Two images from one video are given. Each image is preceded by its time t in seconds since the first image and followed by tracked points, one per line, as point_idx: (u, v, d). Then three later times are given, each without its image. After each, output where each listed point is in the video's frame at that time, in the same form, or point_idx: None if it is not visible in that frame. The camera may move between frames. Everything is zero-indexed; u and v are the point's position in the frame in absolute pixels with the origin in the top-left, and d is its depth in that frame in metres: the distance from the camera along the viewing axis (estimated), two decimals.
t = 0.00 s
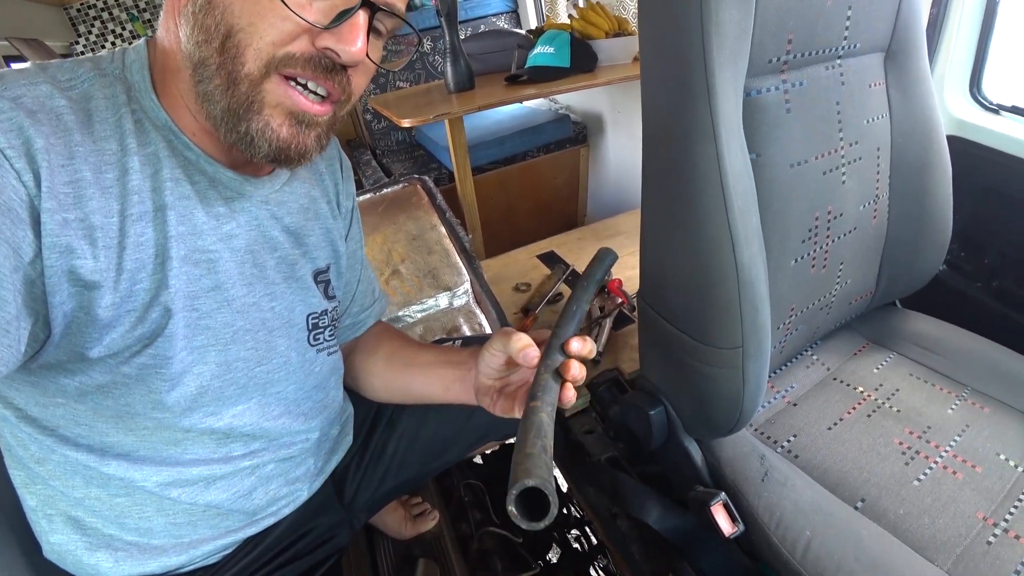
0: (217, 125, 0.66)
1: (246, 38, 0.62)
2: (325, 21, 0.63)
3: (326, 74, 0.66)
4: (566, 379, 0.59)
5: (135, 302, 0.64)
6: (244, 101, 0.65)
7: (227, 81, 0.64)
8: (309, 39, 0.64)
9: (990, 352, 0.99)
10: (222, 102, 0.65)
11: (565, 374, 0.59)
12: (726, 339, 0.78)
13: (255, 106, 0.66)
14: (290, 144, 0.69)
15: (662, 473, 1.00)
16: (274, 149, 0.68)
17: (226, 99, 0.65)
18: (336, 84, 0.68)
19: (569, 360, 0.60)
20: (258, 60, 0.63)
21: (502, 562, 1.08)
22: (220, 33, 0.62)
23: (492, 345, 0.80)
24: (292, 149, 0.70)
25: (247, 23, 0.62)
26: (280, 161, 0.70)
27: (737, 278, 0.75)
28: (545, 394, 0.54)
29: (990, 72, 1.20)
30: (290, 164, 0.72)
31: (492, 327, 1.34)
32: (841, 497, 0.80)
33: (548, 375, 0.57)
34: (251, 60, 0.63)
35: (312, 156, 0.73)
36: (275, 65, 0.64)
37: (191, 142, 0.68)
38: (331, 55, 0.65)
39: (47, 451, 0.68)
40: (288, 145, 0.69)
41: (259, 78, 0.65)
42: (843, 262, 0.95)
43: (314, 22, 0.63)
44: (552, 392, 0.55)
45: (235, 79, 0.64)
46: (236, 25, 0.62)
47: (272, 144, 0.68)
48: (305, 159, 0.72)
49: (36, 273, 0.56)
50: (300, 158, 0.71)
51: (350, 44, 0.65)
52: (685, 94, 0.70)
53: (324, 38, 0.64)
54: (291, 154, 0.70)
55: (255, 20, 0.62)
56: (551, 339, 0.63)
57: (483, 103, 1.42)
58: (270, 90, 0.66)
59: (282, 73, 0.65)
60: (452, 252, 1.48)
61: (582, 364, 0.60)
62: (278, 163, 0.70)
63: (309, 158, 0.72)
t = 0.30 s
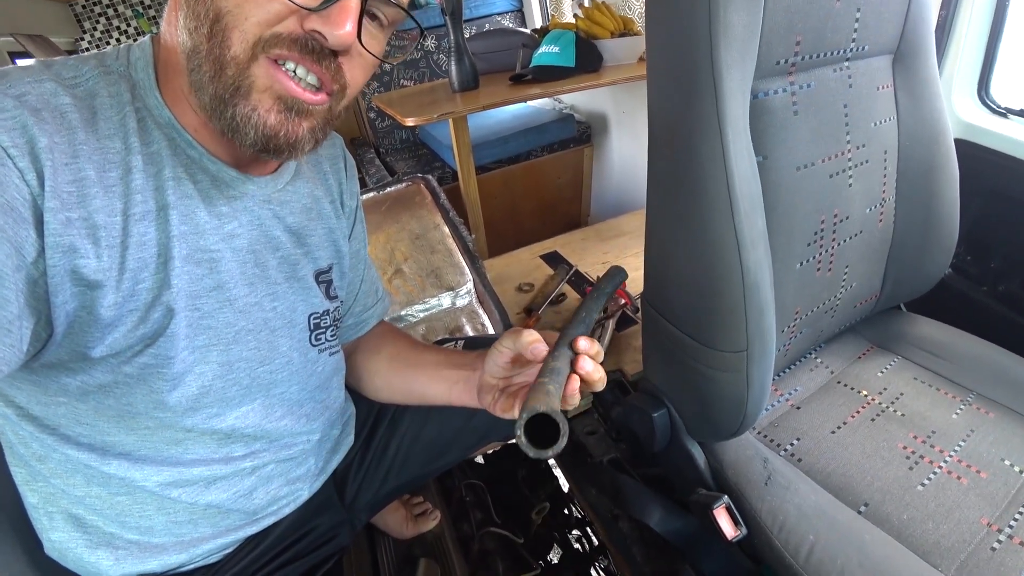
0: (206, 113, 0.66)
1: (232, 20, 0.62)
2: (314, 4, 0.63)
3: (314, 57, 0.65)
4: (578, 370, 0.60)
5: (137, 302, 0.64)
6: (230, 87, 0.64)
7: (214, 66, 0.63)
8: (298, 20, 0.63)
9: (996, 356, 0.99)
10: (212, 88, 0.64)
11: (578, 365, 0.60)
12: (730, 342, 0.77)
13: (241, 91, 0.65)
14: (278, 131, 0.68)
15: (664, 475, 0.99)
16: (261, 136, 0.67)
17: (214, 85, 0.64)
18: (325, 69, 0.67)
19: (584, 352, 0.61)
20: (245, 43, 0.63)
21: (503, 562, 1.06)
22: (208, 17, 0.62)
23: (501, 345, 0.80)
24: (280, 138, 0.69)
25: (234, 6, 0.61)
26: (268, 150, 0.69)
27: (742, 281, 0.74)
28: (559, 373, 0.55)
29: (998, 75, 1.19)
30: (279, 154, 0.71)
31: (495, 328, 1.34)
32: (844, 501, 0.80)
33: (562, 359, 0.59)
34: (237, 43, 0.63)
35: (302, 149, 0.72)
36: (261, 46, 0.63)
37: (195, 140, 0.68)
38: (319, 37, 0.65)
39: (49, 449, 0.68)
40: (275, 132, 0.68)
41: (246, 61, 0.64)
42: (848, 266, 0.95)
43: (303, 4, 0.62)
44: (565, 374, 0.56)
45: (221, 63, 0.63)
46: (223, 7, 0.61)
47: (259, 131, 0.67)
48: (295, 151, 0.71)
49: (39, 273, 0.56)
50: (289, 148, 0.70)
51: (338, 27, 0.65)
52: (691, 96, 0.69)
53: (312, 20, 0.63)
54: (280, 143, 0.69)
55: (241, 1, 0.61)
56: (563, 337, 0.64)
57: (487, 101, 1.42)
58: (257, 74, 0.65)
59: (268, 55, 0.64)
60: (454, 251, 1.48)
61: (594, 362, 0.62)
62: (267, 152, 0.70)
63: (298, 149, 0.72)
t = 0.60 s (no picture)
0: (203, 119, 0.65)
1: (229, 24, 0.62)
2: (309, 7, 0.63)
3: (309, 61, 0.65)
4: (587, 363, 0.63)
5: (143, 304, 0.64)
6: (226, 93, 0.64)
7: (212, 71, 0.63)
8: (295, 25, 0.64)
9: (1003, 358, 0.98)
10: (207, 94, 0.64)
11: (587, 358, 0.63)
12: (737, 344, 0.77)
13: (237, 96, 0.65)
14: (274, 138, 0.68)
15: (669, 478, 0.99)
16: (257, 142, 0.67)
17: (210, 91, 0.64)
18: (321, 74, 0.67)
19: (595, 348, 0.64)
20: (241, 46, 0.63)
21: (506, 565, 1.05)
22: (206, 22, 0.63)
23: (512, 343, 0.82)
24: (276, 145, 0.68)
25: (230, 10, 0.62)
26: (264, 156, 0.69)
27: (748, 282, 0.74)
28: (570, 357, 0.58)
29: (1003, 75, 1.18)
30: (276, 162, 0.71)
31: (498, 330, 1.33)
32: (851, 505, 0.79)
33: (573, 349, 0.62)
34: (233, 47, 0.63)
35: (299, 155, 0.72)
36: (257, 51, 0.64)
37: (198, 143, 0.67)
38: (316, 41, 0.65)
39: (53, 449, 0.68)
40: (271, 138, 0.67)
41: (241, 65, 0.64)
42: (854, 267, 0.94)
43: (300, 7, 0.63)
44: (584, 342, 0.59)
45: (218, 68, 0.64)
46: (220, 12, 0.62)
47: (254, 137, 0.67)
48: (291, 157, 0.71)
49: (45, 276, 0.56)
50: (285, 154, 0.70)
51: (334, 30, 0.65)
52: (696, 97, 0.69)
53: (308, 24, 0.64)
54: (275, 150, 0.69)
55: (237, 5, 0.62)
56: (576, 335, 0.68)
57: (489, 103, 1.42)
58: (252, 79, 0.65)
59: (263, 60, 0.64)
60: (458, 254, 1.48)
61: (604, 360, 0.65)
62: (263, 159, 0.69)
63: (295, 154, 0.71)
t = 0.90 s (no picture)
0: (241, 141, 0.68)
1: (267, 52, 0.66)
2: (341, 35, 0.66)
3: (340, 87, 0.67)
4: (605, 380, 0.64)
5: (179, 315, 0.66)
6: (263, 117, 0.67)
7: (249, 96, 0.67)
8: (327, 53, 0.66)
9: None
10: (244, 117, 0.67)
11: (605, 375, 0.64)
12: (759, 360, 0.76)
13: (273, 120, 0.67)
14: (307, 158, 0.70)
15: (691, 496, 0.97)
16: (291, 162, 0.70)
17: (247, 114, 0.67)
18: (352, 100, 0.69)
19: (614, 366, 0.65)
20: (277, 74, 0.66)
21: None
22: (246, 48, 0.66)
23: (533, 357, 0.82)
24: (309, 164, 0.71)
25: (268, 39, 0.65)
26: (299, 176, 0.72)
27: (770, 297, 0.73)
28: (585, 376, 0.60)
29: None
30: (310, 180, 0.73)
31: (520, 344, 1.34)
32: (879, 527, 0.77)
33: (591, 368, 0.63)
34: (269, 74, 0.66)
35: (330, 174, 0.74)
36: (293, 80, 0.66)
37: (233, 161, 0.70)
38: (347, 68, 0.67)
39: (89, 452, 0.71)
40: (304, 159, 0.70)
41: (277, 91, 0.67)
42: (881, 283, 0.92)
43: (332, 35, 0.65)
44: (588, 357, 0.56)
45: (255, 93, 0.67)
46: (259, 41, 0.65)
47: (289, 157, 0.69)
48: (324, 175, 0.74)
49: (90, 287, 0.59)
50: (318, 173, 0.73)
51: (365, 56, 0.67)
52: (717, 114, 0.69)
53: (340, 51, 0.66)
54: (309, 170, 0.72)
55: (275, 35, 0.65)
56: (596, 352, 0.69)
57: (513, 120, 1.44)
58: (289, 104, 0.68)
59: (298, 87, 0.67)
60: (481, 268, 1.49)
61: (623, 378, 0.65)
62: (298, 178, 0.72)
63: (327, 173, 0.74)
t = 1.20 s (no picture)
0: (269, 157, 0.69)
1: (293, 74, 0.67)
2: (365, 54, 0.67)
3: (367, 103, 0.69)
4: (612, 391, 0.64)
5: (188, 324, 0.67)
6: (293, 135, 0.69)
7: (277, 115, 0.68)
8: (352, 72, 0.67)
9: None
10: (274, 135, 0.68)
11: (612, 386, 0.64)
12: (768, 367, 0.75)
13: (305, 137, 0.69)
14: (339, 168, 0.72)
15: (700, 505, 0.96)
16: (324, 174, 0.71)
17: (276, 133, 0.68)
18: (379, 114, 0.71)
19: (620, 377, 0.65)
20: (305, 95, 0.67)
21: None
22: (269, 70, 0.67)
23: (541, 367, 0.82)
24: (341, 173, 0.72)
25: (293, 61, 0.66)
26: (330, 186, 0.73)
27: (778, 303, 0.72)
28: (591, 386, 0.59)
29: None
30: (340, 189, 0.75)
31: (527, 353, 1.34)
32: (892, 537, 0.76)
33: (597, 379, 0.62)
34: (298, 96, 0.67)
35: (360, 180, 0.76)
36: (321, 99, 0.68)
37: (242, 172, 0.71)
38: (374, 85, 0.69)
39: (98, 461, 0.71)
40: (336, 169, 0.72)
41: (307, 111, 0.68)
42: (889, 289, 0.92)
43: (356, 55, 0.67)
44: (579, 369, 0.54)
45: (284, 114, 0.68)
46: (284, 63, 0.66)
47: (321, 170, 0.71)
48: (353, 182, 0.75)
49: (101, 296, 0.59)
50: (348, 181, 0.74)
51: (389, 73, 0.68)
52: (721, 121, 0.69)
53: (366, 69, 0.67)
54: (340, 179, 0.73)
55: (299, 57, 0.66)
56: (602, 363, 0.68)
57: (518, 131, 1.45)
58: (320, 122, 0.69)
59: (327, 106, 0.68)
60: (488, 278, 1.50)
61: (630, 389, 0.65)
62: (329, 188, 0.73)
63: (358, 180, 0.75)
